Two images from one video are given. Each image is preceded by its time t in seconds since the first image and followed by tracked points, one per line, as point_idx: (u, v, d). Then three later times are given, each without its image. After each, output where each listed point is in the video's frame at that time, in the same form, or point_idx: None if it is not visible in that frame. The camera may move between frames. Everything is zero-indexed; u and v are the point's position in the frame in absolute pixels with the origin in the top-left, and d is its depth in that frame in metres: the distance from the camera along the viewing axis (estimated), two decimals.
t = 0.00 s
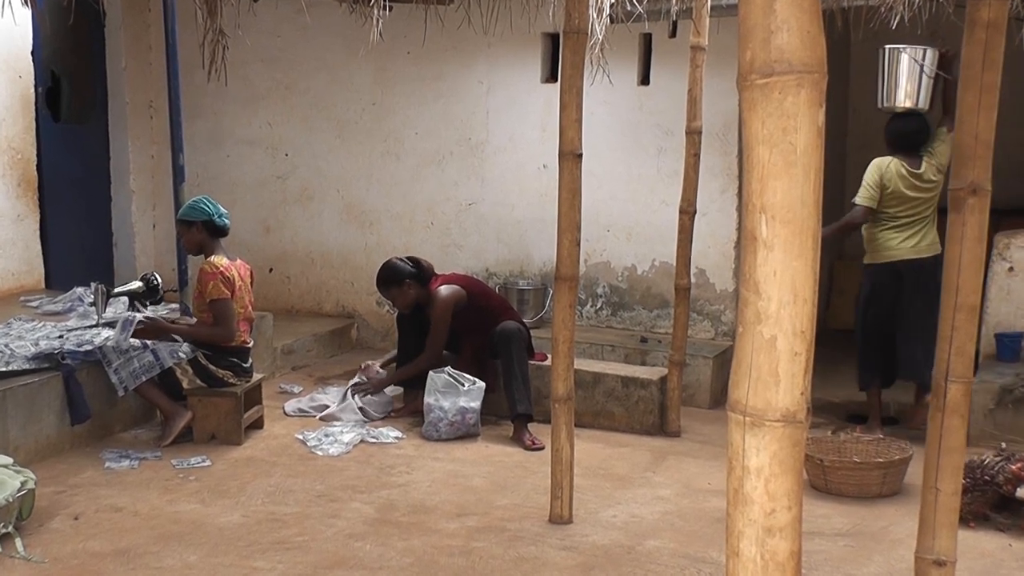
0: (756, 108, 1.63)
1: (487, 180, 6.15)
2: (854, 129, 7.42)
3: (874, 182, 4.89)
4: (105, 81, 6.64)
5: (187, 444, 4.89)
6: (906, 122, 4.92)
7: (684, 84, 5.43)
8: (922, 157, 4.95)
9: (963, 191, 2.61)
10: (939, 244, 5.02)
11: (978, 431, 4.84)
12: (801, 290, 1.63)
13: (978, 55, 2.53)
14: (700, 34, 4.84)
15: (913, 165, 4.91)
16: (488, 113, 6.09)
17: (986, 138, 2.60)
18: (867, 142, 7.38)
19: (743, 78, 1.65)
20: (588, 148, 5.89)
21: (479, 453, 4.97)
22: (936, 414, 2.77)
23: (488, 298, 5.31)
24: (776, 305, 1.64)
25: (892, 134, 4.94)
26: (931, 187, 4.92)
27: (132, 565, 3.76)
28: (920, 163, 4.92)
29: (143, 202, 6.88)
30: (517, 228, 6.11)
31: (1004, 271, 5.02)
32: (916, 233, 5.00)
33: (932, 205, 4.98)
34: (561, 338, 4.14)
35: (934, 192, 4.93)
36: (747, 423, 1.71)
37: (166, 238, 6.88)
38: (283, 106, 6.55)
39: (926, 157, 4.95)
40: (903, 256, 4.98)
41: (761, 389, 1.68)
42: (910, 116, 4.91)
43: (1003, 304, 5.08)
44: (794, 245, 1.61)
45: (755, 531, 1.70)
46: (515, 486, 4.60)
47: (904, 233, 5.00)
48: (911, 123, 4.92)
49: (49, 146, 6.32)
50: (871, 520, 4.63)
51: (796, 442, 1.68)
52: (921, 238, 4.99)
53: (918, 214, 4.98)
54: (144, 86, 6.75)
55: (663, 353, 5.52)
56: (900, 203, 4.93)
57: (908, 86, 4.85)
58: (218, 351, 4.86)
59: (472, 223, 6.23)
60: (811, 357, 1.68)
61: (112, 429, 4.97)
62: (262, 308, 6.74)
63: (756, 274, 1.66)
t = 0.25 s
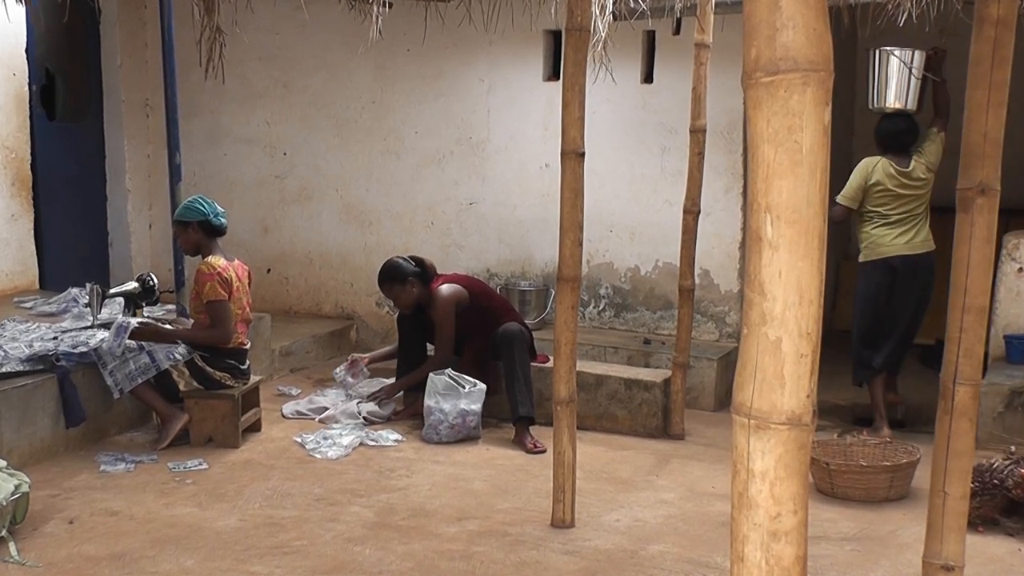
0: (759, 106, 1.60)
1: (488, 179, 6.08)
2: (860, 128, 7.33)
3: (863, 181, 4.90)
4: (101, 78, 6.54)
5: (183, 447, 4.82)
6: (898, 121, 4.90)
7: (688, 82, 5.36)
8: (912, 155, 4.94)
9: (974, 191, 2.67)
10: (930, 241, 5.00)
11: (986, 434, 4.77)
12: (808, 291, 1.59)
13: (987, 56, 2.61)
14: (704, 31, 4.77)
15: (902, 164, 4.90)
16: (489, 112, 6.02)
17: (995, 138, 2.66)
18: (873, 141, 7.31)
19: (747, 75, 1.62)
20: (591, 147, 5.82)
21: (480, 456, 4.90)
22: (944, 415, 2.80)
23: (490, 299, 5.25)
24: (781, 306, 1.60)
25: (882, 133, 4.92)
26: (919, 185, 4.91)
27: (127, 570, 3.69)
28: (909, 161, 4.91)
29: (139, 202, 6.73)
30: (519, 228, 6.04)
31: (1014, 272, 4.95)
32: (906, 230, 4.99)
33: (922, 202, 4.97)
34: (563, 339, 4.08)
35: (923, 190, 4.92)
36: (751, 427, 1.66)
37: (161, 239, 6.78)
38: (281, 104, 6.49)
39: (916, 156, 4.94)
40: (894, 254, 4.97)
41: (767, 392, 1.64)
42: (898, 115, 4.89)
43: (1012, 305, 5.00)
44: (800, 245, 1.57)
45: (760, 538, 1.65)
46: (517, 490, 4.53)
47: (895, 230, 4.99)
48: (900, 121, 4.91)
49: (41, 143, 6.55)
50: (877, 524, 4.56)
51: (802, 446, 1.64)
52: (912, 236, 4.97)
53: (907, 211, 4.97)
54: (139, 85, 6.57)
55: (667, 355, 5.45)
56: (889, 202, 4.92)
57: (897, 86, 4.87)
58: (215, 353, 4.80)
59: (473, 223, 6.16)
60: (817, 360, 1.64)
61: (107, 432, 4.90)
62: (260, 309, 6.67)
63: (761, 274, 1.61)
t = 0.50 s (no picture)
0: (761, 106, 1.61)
1: (486, 175, 6.00)
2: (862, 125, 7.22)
3: (862, 169, 4.97)
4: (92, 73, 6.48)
5: (176, 448, 4.74)
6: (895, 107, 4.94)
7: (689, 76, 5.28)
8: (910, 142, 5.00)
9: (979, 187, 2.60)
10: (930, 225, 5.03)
11: (992, 435, 4.69)
12: (809, 289, 1.60)
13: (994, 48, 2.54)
14: (705, 25, 4.69)
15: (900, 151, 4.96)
16: (487, 107, 5.94)
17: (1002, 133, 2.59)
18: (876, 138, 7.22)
19: (749, 72, 1.63)
20: (591, 142, 5.74)
21: (477, 457, 4.82)
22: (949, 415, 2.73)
23: (488, 295, 5.18)
24: (783, 305, 1.61)
25: (880, 121, 4.98)
26: (917, 170, 4.96)
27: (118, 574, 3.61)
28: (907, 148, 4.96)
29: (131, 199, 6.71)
30: (517, 225, 5.96)
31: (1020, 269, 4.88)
32: (906, 216, 5.02)
33: (921, 188, 5.01)
34: (562, 339, 3.99)
35: (922, 175, 4.97)
36: (753, 428, 1.68)
37: (154, 235, 6.75)
38: (275, 99, 6.41)
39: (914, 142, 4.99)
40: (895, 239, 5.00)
41: (768, 392, 1.65)
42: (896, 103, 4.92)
43: (1018, 304, 4.93)
44: (802, 243, 1.59)
45: (761, 540, 1.67)
46: (515, 491, 4.45)
47: (896, 216, 5.03)
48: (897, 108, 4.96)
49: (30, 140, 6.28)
50: (881, 526, 4.48)
51: (804, 447, 1.65)
52: (912, 221, 5.01)
53: (907, 197, 5.01)
54: (131, 78, 6.58)
55: (667, 354, 5.37)
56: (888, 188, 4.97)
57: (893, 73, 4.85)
58: (208, 353, 4.71)
59: (470, 220, 6.08)
60: (817, 361, 1.65)
61: (98, 433, 4.82)
62: (254, 308, 6.59)
63: (763, 273, 1.62)
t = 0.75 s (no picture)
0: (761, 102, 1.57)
1: (483, 173, 5.92)
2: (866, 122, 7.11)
3: (861, 161, 5.56)
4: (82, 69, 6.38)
5: (167, 450, 4.67)
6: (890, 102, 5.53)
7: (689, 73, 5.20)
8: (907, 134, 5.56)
9: (983, 185, 2.52)
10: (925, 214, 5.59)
11: (996, 438, 4.61)
12: (812, 289, 1.56)
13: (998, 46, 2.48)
14: (706, 21, 4.61)
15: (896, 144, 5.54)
16: (483, 104, 5.87)
17: (1006, 130, 2.52)
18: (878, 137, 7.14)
19: (750, 69, 1.59)
20: (590, 140, 5.67)
21: (474, 460, 4.74)
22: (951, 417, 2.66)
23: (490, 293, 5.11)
24: (784, 305, 1.57)
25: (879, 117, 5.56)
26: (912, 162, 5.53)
27: None
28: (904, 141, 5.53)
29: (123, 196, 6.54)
30: (514, 224, 5.89)
31: None
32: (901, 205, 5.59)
33: (915, 179, 5.56)
34: (560, 339, 3.92)
35: (916, 167, 5.53)
36: (754, 430, 1.64)
37: (145, 235, 6.58)
38: (268, 96, 6.34)
39: (911, 133, 5.55)
40: (887, 228, 5.59)
41: (769, 394, 1.62)
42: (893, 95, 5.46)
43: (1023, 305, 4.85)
44: (804, 242, 1.55)
45: (761, 544, 1.64)
46: (512, 494, 4.37)
47: (889, 206, 5.60)
48: (893, 102, 5.53)
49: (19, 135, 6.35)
50: (884, 530, 4.40)
51: (805, 449, 1.62)
52: (904, 210, 5.58)
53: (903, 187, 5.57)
54: (121, 74, 6.39)
55: (667, 356, 5.30)
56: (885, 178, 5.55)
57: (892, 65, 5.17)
58: (200, 353, 4.64)
59: (467, 219, 6.01)
60: (820, 362, 1.61)
61: (88, 434, 4.75)
62: (247, 308, 6.52)
63: (763, 273, 1.58)
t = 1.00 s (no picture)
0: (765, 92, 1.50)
1: (482, 171, 5.85)
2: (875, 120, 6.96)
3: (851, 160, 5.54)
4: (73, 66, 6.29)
5: (160, 453, 4.60)
6: (885, 99, 5.44)
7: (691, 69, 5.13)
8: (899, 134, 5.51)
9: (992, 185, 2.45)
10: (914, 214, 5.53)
11: (1005, 440, 4.53)
12: (816, 289, 1.50)
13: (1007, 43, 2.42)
14: (708, 16, 4.54)
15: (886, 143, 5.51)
16: (483, 101, 5.79)
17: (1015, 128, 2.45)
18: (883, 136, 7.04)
19: (754, 63, 1.52)
20: (590, 139, 5.59)
21: (473, 463, 4.67)
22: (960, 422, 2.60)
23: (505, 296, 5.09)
24: (788, 305, 1.51)
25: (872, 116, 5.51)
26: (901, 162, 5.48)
27: None
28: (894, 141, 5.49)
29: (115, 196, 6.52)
30: (513, 223, 5.81)
31: None
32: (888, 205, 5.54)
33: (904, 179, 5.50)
34: (560, 341, 3.85)
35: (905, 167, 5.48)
36: (757, 432, 1.58)
37: (138, 234, 6.59)
38: (263, 94, 6.26)
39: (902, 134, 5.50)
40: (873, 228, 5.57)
41: (773, 396, 1.55)
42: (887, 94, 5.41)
43: None
44: (809, 242, 1.49)
45: (766, 551, 1.57)
46: (512, 498, 4.30)
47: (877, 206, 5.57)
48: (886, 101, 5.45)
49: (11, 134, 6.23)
50: (890, 534, 4.32)
51: (810, 453, 1.55)
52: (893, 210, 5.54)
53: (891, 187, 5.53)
54: (114, 71, 6.38)
55: (669, 357, 5.23)
56: (874, 178, 5.52)
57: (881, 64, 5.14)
58: (194, 355, 4.57)
59: (465, 217, 5.93)
60: (826, 363, 1.55)
61: (81, 438, 4.68)
62: (242, 309, 6.45)
63: (767, 273, 1.52)
